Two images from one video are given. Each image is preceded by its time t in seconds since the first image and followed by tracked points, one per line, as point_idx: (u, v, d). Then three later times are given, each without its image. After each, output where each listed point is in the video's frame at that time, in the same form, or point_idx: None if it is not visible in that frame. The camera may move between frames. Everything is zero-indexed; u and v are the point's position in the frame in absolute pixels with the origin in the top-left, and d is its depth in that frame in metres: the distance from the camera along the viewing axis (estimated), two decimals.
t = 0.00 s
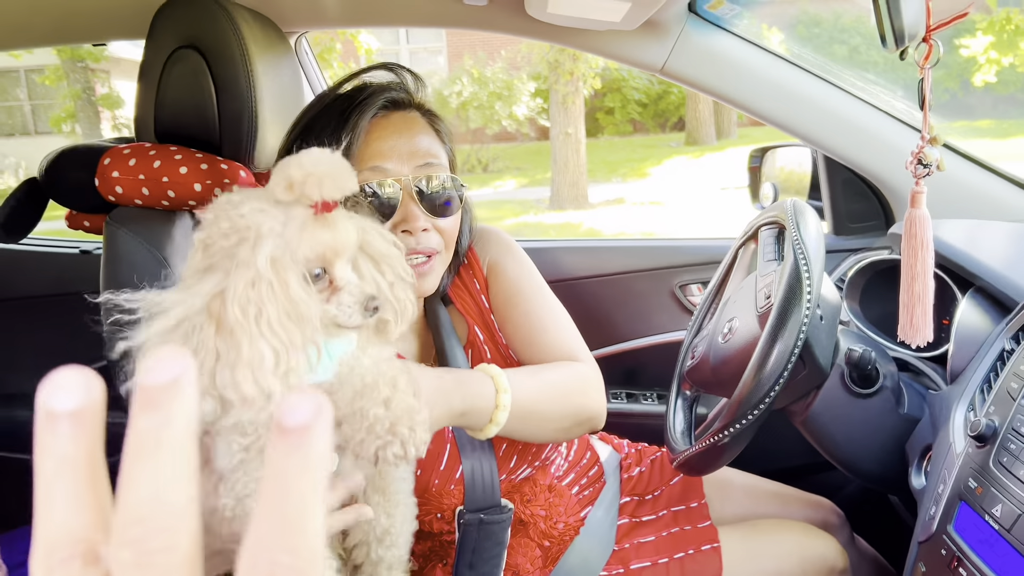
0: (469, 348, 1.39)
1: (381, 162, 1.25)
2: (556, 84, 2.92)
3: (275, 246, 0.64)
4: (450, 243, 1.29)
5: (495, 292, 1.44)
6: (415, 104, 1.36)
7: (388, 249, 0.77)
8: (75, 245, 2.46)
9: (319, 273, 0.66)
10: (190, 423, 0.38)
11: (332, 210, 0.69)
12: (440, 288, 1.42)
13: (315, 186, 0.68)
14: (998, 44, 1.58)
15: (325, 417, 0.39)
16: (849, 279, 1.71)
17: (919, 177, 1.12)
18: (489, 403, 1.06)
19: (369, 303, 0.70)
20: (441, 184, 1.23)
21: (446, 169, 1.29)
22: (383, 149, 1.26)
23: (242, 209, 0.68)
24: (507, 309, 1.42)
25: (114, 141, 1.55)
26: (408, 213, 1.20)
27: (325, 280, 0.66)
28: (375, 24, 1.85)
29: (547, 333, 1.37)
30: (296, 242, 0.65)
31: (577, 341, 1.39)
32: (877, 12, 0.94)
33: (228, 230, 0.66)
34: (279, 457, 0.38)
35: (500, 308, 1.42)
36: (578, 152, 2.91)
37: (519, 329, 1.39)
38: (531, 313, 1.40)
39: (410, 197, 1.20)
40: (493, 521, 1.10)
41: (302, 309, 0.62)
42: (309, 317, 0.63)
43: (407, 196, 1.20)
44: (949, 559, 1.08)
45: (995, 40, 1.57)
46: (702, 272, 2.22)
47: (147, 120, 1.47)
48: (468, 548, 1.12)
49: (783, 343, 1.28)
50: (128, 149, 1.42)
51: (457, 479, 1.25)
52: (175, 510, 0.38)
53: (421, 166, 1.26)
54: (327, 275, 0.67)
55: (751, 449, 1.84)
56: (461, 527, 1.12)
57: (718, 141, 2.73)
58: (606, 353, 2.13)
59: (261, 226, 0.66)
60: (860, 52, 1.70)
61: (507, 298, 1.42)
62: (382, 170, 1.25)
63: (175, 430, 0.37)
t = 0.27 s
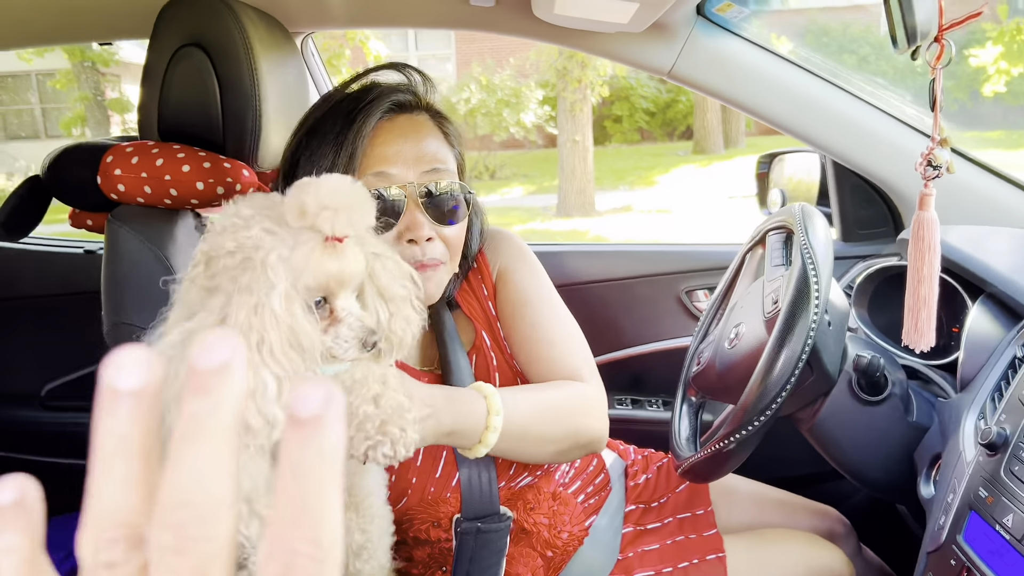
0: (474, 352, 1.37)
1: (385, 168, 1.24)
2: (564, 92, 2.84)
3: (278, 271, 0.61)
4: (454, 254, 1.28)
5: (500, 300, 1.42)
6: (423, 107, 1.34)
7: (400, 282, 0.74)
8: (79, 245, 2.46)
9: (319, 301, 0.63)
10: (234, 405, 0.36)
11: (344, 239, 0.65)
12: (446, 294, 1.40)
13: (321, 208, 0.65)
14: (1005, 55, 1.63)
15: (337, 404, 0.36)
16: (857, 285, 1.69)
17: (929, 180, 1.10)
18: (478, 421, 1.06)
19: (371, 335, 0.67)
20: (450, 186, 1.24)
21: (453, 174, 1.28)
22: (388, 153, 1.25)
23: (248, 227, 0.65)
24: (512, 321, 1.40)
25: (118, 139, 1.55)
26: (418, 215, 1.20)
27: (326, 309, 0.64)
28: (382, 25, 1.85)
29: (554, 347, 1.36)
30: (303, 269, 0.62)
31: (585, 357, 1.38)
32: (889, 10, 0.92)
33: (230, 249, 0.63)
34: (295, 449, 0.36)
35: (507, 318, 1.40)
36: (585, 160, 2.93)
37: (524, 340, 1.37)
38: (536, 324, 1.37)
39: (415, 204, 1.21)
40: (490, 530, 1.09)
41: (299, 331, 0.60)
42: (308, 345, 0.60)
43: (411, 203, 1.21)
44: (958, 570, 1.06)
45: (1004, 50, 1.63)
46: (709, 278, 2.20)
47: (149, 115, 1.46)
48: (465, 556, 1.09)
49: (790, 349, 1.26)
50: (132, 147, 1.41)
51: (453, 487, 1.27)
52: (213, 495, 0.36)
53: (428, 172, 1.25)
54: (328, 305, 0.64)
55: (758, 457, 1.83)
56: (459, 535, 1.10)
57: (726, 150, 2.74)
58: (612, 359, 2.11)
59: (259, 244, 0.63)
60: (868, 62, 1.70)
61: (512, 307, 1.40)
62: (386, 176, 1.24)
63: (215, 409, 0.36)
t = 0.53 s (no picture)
0: (477, 356, 1.39)
1: (405, 170, 1.23)
2: (573, 99, 2.80)
3: (295, 221, 0.73)
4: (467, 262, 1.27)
5: (506, 301, 1.41)
6: (443, 112, 1.34)
7: (419, 249, 0.90)
8: (85, 245, 2.45)
9: (332, 260, 0.75)
10: (243, 390, 0.45)
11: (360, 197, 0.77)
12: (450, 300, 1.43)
13: (337, 161, 0.77)
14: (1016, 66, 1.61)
15: (313, 384, 0.45)
16: (867, 295, 1.68)
17: (944, 189, 1.09)
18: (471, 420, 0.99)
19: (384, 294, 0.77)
20: (467, 190, 1.22)
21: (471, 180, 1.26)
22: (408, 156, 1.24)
23: (266, 179, 0.77)
24: (513, 326, 1.38)
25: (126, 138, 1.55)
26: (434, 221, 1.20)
27: (340, 267, 0.76)
28: (392, 27, 1.84)
29: (553, 349, 1.32)
30: (321, 221, 0.73)
31: (587, 358, 1.35)
32: (905, 15, 0.92)
33: (248, 198, 0.76)
34: (289, 426, 0.44)
35: (511, 317, 1.38)
36: (592, 167, 2.93)
37: (525, 345, 1.35)
38: (534, 326, 1.35)
39: (432, 208, 1.20)
40: (491, 537, 1.11)
41: (305, 285, 0.70)
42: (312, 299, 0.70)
43: (428, 207, 1.20)
44: None
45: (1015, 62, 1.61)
46: (716, 286, 2.19)
47: (159, 114, 1.48)
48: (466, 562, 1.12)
49: (799, 358, 1.25)
50: (139, 146, 1.42)
51: (453, 492, 1.24)
52: (245, 470, 0.46)
53: (447, 177, 1.24)
54: (342, 264, 0.76)
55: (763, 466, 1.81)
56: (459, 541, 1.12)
57: (734, 159, 2.75)
58: (617, 366, 2.10)
59: (278, 197, 0.75)
60: (878, 73, 1.72)
61: (515, 310, 1.38)
62: (406, 179, 1.22)
63: (228, 396, 0.45)
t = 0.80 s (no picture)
0: (472, 366, 1.32)
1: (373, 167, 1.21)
2: (580, 105, 2.82)
3: (333, 224, 0.68)
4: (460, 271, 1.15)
5: (501, 309, 1.38)
6: (416, 107, 1.32)
7: (460, 272, 0.84)
8: (86, 243, 2.44)
9: (370, 273, 0.69)
10: (176, 342, 0.43)
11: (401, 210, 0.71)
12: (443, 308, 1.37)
13: (377, 169, 0.71)
14: None
15: (245, 332, 0.43)
16: (872, 308, 1.65)
17: (952, 201, 1.08)
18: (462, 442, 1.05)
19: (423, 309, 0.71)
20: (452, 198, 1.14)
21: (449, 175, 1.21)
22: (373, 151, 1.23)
23: (305, 187, 0.72)
24: (510, 337, 1.35)
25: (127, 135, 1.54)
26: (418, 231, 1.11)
27: (378, 282, 0.70)
28: (398, 28, 1.83)
29: (551, 363, 1.32)
30: (361, 228, 0.68)
31: (579, 370, 1.35)
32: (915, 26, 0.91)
33: (285, 204, 0.71)
34: (224, 375, 0.42)
35: (505, 327, 1.36)
36: (598, 174, 2.91)
37: (522, 357, 1.33)
38: (531, 337, 1.34)
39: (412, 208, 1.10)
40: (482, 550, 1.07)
41: (329, 305, 0.65)
42: (335, 316, 0.66)
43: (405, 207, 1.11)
44: None
45: None
46: (719, 295, 2.17)
47: (160, 113, 1.47)
48: None
49: (802, 370, 1.23)
50: (140, 143, 1.41)
51: (447, 505, 1.22)
52: (190, 421, 0.43)
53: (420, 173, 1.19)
54: (380, 277, 0.70)
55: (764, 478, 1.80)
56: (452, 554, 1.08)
57: (740, 168, 2.76)
58: (619, 374, 2.09)
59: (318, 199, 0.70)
60: (886, 84, 1.70)
61: (512, 319, 1.36)
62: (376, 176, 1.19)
63: (163, 352, 0.42)
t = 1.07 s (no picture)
0: (469, 370, 1.30)
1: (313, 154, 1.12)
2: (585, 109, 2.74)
3: (317, 223, 0.78)
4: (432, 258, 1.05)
5: (503, 316, 1.35)
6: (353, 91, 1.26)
7: (439, 262, 0.93)
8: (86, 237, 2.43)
9: (353, 265, 0.81)
10: None
11: (379, 199, 0.83)
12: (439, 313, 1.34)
13: (354, 159, 0.83)
14: None
15: None
16: (877, 316, 1.64)
17: (963, 207, 1.06)
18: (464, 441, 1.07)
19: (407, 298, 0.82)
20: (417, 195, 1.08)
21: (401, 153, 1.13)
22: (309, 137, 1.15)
23: (281, 181, 0.81)
24: (511, 341, 1.33)
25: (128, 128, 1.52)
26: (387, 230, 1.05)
27: (362, 273, 0.82)
28: (404, 26, 1.82)
29: (557, 377, 1.31)
30: (341, 222, 0.79)
31: (580, 375, 1.33)
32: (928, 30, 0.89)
33: (261, 200, 0.80)
34: None
35: (507, 335, 1.33)
36: (603, 177, 2.81)
37: (525, 365, 1.31)
38: (535, 350, 1.31)
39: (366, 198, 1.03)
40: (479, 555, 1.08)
41: (323, 302, 0.77)
42: (330, 310, 0.78)
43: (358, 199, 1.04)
44: None
45: None
46: (723, 300, 2.15)
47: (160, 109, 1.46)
48: None
49: (806, 377, 1.21)
50: (139, 137, 1.40)
51: (441, 509, 1.20)
52: None
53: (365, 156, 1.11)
54: (363, 269, 0.82)
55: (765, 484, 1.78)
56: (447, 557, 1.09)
57: (744, 174, 2.78)
58: (620, 378, 2.07)
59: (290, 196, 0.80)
60: (892, 93, 1.69)
61: (514, 326, 1.33)
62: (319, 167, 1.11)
63: None
